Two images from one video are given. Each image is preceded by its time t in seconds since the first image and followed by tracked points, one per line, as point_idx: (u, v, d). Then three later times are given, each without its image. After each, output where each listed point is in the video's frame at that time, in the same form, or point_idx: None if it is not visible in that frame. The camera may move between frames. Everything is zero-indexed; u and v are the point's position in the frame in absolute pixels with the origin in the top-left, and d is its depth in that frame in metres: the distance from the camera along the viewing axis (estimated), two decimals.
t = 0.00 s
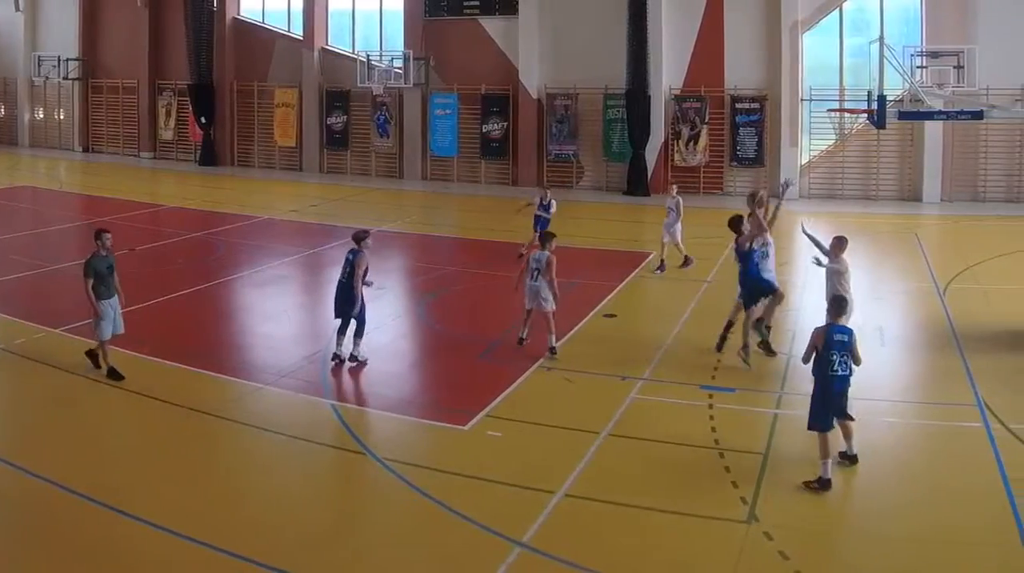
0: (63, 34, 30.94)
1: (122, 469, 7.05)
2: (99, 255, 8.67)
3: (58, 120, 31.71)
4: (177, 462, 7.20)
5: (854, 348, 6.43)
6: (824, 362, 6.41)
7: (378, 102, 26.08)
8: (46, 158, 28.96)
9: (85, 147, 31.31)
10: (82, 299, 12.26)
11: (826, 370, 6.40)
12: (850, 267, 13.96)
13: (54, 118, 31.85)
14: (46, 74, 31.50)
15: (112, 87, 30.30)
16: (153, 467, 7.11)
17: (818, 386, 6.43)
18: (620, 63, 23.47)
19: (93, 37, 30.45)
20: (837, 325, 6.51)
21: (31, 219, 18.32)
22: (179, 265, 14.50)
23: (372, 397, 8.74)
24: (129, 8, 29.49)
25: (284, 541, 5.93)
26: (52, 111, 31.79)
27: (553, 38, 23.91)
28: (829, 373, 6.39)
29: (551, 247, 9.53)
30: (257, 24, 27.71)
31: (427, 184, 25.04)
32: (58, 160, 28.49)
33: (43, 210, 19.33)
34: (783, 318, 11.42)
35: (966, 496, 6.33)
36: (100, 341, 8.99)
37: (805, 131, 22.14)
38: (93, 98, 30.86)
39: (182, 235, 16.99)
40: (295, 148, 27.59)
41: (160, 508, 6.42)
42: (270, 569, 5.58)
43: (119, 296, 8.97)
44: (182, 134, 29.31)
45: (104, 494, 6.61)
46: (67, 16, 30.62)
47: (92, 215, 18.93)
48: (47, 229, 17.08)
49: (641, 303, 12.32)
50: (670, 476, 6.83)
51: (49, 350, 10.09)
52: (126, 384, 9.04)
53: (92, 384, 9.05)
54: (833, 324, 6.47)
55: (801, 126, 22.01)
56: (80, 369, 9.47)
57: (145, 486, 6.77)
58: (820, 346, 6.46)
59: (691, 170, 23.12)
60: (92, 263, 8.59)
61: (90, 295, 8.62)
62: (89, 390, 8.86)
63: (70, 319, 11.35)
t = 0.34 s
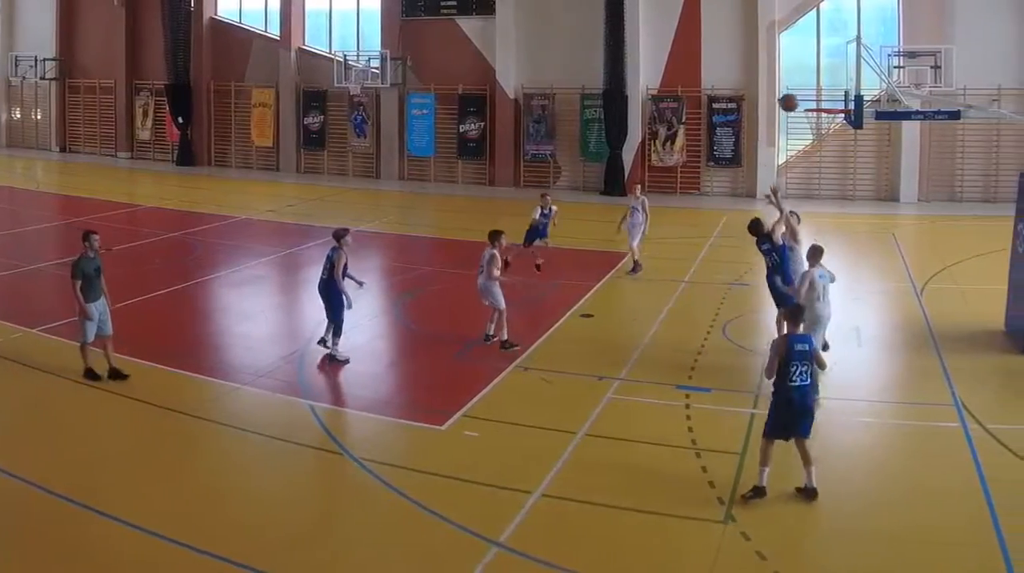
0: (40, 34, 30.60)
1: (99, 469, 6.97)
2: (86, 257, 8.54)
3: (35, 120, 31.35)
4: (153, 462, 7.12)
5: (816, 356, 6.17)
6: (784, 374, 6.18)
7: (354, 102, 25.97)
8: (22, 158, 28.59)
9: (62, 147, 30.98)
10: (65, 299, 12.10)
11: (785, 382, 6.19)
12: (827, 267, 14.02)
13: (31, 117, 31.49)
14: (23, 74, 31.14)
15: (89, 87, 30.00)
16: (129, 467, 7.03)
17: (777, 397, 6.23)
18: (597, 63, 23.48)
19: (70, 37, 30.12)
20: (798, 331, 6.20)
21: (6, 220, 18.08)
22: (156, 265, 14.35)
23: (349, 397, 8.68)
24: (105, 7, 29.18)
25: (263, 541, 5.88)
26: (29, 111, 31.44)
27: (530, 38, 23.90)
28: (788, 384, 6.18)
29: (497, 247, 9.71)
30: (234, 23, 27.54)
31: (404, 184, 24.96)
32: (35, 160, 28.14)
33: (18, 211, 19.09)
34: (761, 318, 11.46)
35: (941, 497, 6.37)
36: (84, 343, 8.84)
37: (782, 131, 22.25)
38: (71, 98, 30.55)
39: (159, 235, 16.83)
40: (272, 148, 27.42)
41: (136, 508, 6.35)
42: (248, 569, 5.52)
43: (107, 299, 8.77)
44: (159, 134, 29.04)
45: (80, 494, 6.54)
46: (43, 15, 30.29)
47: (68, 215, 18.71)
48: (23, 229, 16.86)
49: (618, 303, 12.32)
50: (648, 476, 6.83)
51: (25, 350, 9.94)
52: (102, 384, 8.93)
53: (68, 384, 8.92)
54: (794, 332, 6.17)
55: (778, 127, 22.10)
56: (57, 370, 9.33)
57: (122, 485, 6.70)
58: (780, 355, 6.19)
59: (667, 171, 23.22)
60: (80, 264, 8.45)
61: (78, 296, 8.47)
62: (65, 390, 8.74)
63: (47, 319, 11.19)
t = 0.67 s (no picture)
0: (16, 34, 30.24)
1: (77, 469, 6.90)
2: (77, 258, 8.27)
3: (12, 120, 30.98)
4: (129, 463, 7.03)
5: (752, 358, 6.17)
6: (721, 378, 6.16)
7: (331, 101, 25.84)
8: None
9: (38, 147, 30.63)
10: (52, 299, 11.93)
11: (723, 387, 6.16)
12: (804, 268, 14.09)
13: (8, 117, 31.11)
14: None
15: (66, 87, 29.69)
16: (107, 467, 6.95)
17: (715, 402, 6.19)
18: (575, 63, 23.44)
19: (46, 36, 29.78)
20: (732, 334, 6.21)
21: None
22: (132, 265, 14.18)
23: (326, 397, 8.62)
24: (81, 7, 28.88)
25: (240, 540, 5.82)
26: (5, 111, 31.07)
27: (508, 38, 23.88)
28: (728, 389, 6.16)
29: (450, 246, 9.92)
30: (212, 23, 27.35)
31: (381, 184, 24.86)
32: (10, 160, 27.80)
33: None
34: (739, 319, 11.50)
35: (917, 496, 6.41)
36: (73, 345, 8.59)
37: (759, 131, 22.35)
38: (48, 98, 30.21)
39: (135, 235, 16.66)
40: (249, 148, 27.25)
41: (115, 507, 6.29)
42: (226, 569, 5.47)
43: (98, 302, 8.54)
44: (137, 134, 28.76)
45: (59, 493, 6.48)
46: (19, 13, 29.92)
47: (44, 215, 18.48)
48: None
49: (596, 303, 12.32)
50: (627, 476, 6.83)
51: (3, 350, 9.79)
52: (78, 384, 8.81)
53: (43, 384, 8.79)
54: (728, 336, 6.17)
55: (755, 126, 22.18)
56: (33, 370, 9.19)
57: (100, 486, 6.62)
58: (716, 360, 6.18)
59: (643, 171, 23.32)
60: (69, 265, 8.19)
61: (65, 299, 8.20)
62: (40, 390, 8.61)
63: (25, 319, 11.03)
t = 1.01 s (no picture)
0: None
1: (51, 469, 6.82)
2: (67, 259, 8.07)
3: None
4: (102, 462, 6.96)
5: (681, 356, 6.20)
6: (655, 379, 6.14)
7: (307, 100, 25.68)
8: None
9: (13, 148, 30.25)
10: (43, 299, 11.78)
11: (659, 388, 6.15)
12: (781, 269, 14.15)
13: None
14: None
15: (42, 87, 29.34)
16: (82, 468, 6.86)
17: (652, 401, 6.19)
18: (551, 63, 23.46)
19: (20, 35, 29.40)
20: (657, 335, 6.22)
21: None
22: (106, 265, 14.00)
23: (301, 397, 8.54)
24: (54, 5, 28.50)
25: (215, 540, 5.77)
26: None
27: (484, 38, 23.86)
28: (664, 389, 6.14)
29: (395, 237, 10.08)
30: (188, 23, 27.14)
31: (356, 184, 24.74)
32: None
33: None
34: (713, 318, 11.55)
35: (894, 496, 6.44)
36: (69, 349, 8.39)
37: (734, 131, 22.46)
38: (23, 98, 29.84)
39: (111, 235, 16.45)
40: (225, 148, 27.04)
41: (91, 508, 6.21)
42: (201, 568, 5.42)
43: (88, 303, 8.31)
44: (113, 134, 28.47)
45: (33, 494, 6.39)
46: None
47: (19, 216, 18.23)
48: None
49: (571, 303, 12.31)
50: (606, 476, 6.82)
51: None
52: (51, 383, 8.70)
53: (16, 384, 8.68)
54: (654, 337, 6.17)
55: (730, 126, 22.27)
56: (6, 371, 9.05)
57: (75, 487, 6.54)
58: (648, 361, 6.16)
59: (620, 171, 23.38)
60: (58, 266, 7.99)
61: (55, 301, 8.01)
62: (14, 390, 8.51)
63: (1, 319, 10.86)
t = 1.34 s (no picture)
0: None
1: (27, 470, 6.75)
2: (53, 262, 7.90)
3: None
4: (78, 464, 6.88)
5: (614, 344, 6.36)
6: (586, 364, 6.30)
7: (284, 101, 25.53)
8: None
9: None
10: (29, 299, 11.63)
11: (589, 372, 6.31)
12: (758, 269, 14.21)
13: None
14: None
15: (19, 87, 29.02)
16: (59, 468, 6.79)
17: (580, 387, 6.36)
18: (528, 64, 23.45)
19: None
20: (594, 321, 6.36)
21: None
22: (82, 264, 13.82)
23: (278, 397, 8.47)
24: (30, 4, 28.16)
25: (192, 540, 5.73)
26: None
27: (461, 38, 23.81)
28: (593, 373, 6.31)
29: (357, 238, 10.14)
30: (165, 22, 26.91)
31: (333, 184, 24.61)
32: None
33: None
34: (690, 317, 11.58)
35: (870, 496, 6.47)
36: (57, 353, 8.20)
37: (711, 131, 22.55)
38: None
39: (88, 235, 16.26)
40: (202, 148, 26.82)
41: (67, 509, 6.16)
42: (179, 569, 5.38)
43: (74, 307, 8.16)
44: (90, 134, 28.19)
45: (7, 494, 6.33)
46: None
47: None
48: None
49: (550, 303, 12.30)
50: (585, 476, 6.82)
51: None
52: (27, 384, 8.59)
53: None
54: (590, 323, 6.32)
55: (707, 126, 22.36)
56: None
57: (49, 487, 6.48)
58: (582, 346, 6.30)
59: (597, 170, 23.39)
60: (45, 270, 7.82)
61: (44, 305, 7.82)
62: None
63: None
